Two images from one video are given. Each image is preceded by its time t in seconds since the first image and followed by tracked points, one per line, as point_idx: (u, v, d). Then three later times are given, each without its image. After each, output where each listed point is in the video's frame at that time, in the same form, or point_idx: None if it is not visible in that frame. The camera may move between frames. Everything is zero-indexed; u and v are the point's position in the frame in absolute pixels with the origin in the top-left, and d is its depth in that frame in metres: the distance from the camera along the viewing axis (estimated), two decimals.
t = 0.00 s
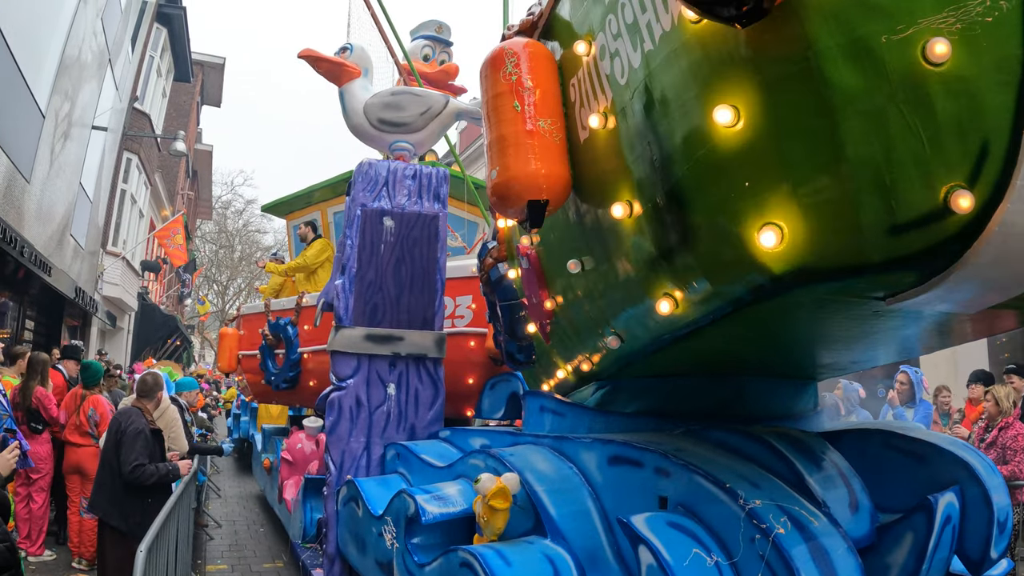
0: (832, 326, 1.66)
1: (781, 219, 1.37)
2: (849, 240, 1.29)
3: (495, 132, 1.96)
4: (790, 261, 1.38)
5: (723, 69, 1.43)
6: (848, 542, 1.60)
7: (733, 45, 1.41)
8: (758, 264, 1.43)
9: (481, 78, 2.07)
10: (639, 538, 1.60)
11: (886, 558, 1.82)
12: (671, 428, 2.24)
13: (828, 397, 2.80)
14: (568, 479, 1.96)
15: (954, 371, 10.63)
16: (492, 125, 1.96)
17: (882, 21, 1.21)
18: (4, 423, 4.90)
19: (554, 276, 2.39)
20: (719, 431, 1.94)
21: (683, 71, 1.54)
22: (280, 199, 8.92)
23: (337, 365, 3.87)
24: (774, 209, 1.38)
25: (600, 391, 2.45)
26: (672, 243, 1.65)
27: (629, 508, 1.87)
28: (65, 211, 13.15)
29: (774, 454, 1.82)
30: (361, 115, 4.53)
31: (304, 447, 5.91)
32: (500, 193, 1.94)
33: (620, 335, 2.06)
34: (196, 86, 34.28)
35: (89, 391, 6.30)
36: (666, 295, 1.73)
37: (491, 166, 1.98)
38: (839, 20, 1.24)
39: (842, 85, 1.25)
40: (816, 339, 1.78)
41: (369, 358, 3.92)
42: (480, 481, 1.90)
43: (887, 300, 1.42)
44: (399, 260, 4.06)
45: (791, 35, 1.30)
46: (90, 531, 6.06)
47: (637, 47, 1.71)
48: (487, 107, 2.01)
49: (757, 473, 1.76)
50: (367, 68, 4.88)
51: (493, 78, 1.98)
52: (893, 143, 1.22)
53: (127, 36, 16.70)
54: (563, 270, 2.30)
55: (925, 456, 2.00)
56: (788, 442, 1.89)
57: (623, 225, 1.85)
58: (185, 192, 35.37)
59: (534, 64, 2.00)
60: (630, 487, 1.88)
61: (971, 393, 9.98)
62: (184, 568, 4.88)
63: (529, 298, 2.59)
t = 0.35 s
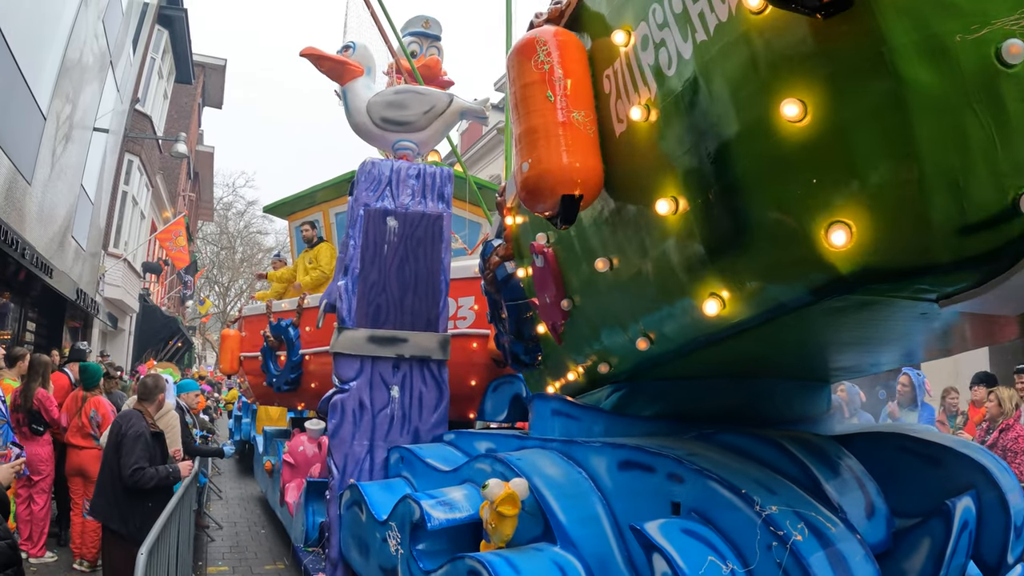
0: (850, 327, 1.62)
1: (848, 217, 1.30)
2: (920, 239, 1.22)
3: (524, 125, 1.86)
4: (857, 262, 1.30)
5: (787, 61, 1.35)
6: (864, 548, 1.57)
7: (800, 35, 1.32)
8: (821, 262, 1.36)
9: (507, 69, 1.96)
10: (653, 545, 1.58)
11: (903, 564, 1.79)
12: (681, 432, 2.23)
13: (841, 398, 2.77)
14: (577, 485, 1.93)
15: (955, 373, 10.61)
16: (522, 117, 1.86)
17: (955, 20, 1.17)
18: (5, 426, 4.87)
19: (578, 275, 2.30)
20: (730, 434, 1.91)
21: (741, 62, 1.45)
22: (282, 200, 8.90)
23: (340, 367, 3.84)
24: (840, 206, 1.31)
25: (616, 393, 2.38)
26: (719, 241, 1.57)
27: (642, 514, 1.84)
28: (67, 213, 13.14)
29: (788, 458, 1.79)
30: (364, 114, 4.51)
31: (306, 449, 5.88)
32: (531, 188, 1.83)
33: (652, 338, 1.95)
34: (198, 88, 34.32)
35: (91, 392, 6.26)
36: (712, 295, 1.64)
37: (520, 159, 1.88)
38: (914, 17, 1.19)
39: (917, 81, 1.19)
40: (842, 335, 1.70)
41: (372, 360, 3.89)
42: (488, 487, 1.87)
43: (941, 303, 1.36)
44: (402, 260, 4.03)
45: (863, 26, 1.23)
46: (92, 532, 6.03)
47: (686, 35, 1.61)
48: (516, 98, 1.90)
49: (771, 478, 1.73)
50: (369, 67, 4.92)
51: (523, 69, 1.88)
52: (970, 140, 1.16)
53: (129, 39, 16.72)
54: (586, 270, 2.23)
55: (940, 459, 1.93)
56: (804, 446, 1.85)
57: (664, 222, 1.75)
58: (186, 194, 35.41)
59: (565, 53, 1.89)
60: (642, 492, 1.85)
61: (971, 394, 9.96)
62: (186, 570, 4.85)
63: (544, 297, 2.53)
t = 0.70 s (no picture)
0: (883, 325, 1.59)
1: (917, 215, 1.28)
2: (989, 238, 1.19)
3: (561, 116, 1.83)
4: (923, 261, 1.28)
5: (854, 58, 1.34)
6: (882, 552, 1.54)
7: (870, 31, 1.30)
8: (885, 261, 1.34)
9: (541, 60, 1.92)
10: (668, 550, 1.55)
11: (918, 567, 1.77)
12: (689, 433, 2.21)
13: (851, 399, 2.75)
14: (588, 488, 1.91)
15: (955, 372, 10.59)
16: (559, 107, 1.83)
17: None
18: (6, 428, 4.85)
19: (605, 273, 2.26)
20: (744, 436, 1.89)
21: (806, 56, 1.43)
22: (283, 201, 8.88)
23: (343, 368, 3.81)
24: (909, 204, 1.29)
25: (634, 395, 2.34)
26: (777, 239, 1.54)
27: (654, 518, 1.82)
28: (68, 214, 13.13)
29: (802, 459, 1.76)
30: (368, 113, 4.49)
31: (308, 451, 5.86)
32: (569, 180, 1.80)
33: (683, 337, 1.92)
34: (198, 90, 34.33)
35: (92, 394, 6.24)
36: (763, 294, 1.61)
37: (555, 151, 1.84)
38: (984, 18, 1.17)
39: (989, 80, 1.17)
40: (884, 332, 1.66)
41: (376, 362, 3.87)
42: (497, 491, 1.85)
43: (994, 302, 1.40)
44: (407, 261, 4.02)
45: (933, 25, 1.21)
46: (94, 534, 6.00)
47: (743, 29, 1.57)
48: (551, 88, 1.86)
49: (786, 481, 1.70)
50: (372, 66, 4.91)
51: (560, 59, 1.84)
52: None
53: (129, 41, 16.71)
54: (614, 268, 2.19)
55: (954, 461, 1.90)
56: (818, 449, 1.82)
57: (709, 219, 1.72)
58: (187, 196, 35.42)
59: (603, 44, 1.86)
60: (654, 496, 1.83)
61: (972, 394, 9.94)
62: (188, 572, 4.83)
63: (563, 296, 2.53)
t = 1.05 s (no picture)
0: (905, 325, 1.59)
1: (967, 217, 1.28)
2: None
3: (591, 113, 1.76)
4: (972, 264, 1.29)
5: (904, 62, 1.32)
6: (892, 553, 1.53)
7: (922, 34, 1.29)
8: (934, 262, 1.34)
9: (568, 55, 1.85)
10: (678, 553, 1.55)
11: (927, 567, 1.77)
12: (694, 435, 2.21)
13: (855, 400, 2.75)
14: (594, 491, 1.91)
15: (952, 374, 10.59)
16: (589, 103, 1.76)
17: None
18: (7, 430, 4.84)
19: (625, 273, 2.22)
20: (751, 437, 1.88)
21: (855, 58, 1.41)
22: (284, 202, 8.85)
23: (346, 371, 3.80)
24: (960, 207, 1.29)
25: (648, 396, 2.35)
26: (821, 239, 1.53)
27: (662, 520, 1.81)
28: (67, 216, 13.09)
29: (811, 460, 1.75)
30: (369, 113, 4.47)
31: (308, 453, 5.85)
32: (600, 178, 1.74)
33: (710, 337, 1.92)
34: (197, 92, 34.29)
35: (94, 396, 6.23)
36: (802, 294, 1.60)
37: (585, 148, 1.79)
38: None
39: None
40: (912, 331, 1.65)
41: (379, 364, 3.86)
42: (503, 492, 1.84)
43: None
44: (410, 262, 4.01)
45: (985, 34, 1.21)
46: (94, 537, 5.99)
47: (788, 29, 1.54)
48: (579, 84, 1.80)
49: (794, 482, 1.69)
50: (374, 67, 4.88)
51: (590, 54, 1.78)
52: None
53: (128, 42, 16.69)
54: (635, 269, 2.16)
55: (962, 462, 1.88)
56: (827, 450, 1.81)
57: (747, 219, 1.69)
58: (185, 198, 35.38)
59: (635, 40, 1.81)
60: (662, 498, 1.82)
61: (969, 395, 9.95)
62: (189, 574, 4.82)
63: (577, 297, 2.49)
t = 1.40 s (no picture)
0: (918, 325, 1.58)
1: (1009, 221, 1.26)
2: None
3: (620, 109, 1.75)
4: (1014, 268, 1.27)
5: (948, 64, 1.30)
6: (897, 554, 1.52)
7: (966, 38, 1.27)
8: (976, 265, 1.32)
9: (597, 50, 1.83)
10: (682, 555, 1.54)
11: (931, 568, 1.77)
12: (695, 436, 2.21)
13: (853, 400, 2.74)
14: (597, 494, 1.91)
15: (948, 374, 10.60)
16: (621, 99, 1.75)
17: None
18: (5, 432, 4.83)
19: (645, 273, 2.18)
20: (755, 438, 1.88)
21: (898, 61, 1.38)
22: (282, 204, 8.84)
23: (345, 372, 3.79)
24: (1003, 210, 1.26)
25: (658, 398, 2.33)
26: (861, 240, 1.50)
27: (665, 522, 1.80)
28: (64, 218, 13.07)
29: (816, 461, 1.74)
30: (368, 114, 4.46)
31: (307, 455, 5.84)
32: (633, 175, 1.73)
33: (733, 337, 1.89)
34: (194, 93, 34.27)
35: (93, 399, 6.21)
36: (837, 295, 1.58)
37: (615, 144, 1.77)
38: None
39: None
40: (930, 331, 1.64)
41: (378, 365, 3.85)
42: (506, 497, 1.85)
43: None
44: (409, 263, 4.01)
45: None
46: (93, 538, 5.97)
47: (828, 30, 1.50)
48: (609, 81, 1.79)
49: (798, 483, 1.69)
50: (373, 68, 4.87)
51: (622, 50, 1.76)
52: None
53: (126, 44, 16.70)
54: (652, 270, 2.14)
55: (965, 462, 1.87)
56: (830, 451, 1.80)
57: (780, 219, 1.66)
58: (183, 200, 35.34)
59: (666, 36, 1.80)
60: (664, 499, 1.81)
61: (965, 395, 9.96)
62: None
63: (587, 296, 2.47)
